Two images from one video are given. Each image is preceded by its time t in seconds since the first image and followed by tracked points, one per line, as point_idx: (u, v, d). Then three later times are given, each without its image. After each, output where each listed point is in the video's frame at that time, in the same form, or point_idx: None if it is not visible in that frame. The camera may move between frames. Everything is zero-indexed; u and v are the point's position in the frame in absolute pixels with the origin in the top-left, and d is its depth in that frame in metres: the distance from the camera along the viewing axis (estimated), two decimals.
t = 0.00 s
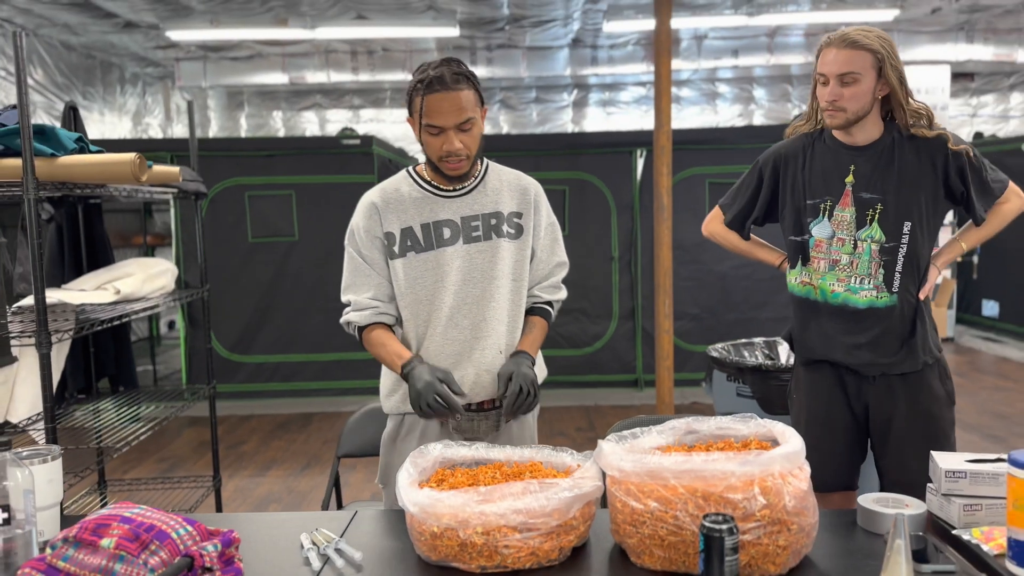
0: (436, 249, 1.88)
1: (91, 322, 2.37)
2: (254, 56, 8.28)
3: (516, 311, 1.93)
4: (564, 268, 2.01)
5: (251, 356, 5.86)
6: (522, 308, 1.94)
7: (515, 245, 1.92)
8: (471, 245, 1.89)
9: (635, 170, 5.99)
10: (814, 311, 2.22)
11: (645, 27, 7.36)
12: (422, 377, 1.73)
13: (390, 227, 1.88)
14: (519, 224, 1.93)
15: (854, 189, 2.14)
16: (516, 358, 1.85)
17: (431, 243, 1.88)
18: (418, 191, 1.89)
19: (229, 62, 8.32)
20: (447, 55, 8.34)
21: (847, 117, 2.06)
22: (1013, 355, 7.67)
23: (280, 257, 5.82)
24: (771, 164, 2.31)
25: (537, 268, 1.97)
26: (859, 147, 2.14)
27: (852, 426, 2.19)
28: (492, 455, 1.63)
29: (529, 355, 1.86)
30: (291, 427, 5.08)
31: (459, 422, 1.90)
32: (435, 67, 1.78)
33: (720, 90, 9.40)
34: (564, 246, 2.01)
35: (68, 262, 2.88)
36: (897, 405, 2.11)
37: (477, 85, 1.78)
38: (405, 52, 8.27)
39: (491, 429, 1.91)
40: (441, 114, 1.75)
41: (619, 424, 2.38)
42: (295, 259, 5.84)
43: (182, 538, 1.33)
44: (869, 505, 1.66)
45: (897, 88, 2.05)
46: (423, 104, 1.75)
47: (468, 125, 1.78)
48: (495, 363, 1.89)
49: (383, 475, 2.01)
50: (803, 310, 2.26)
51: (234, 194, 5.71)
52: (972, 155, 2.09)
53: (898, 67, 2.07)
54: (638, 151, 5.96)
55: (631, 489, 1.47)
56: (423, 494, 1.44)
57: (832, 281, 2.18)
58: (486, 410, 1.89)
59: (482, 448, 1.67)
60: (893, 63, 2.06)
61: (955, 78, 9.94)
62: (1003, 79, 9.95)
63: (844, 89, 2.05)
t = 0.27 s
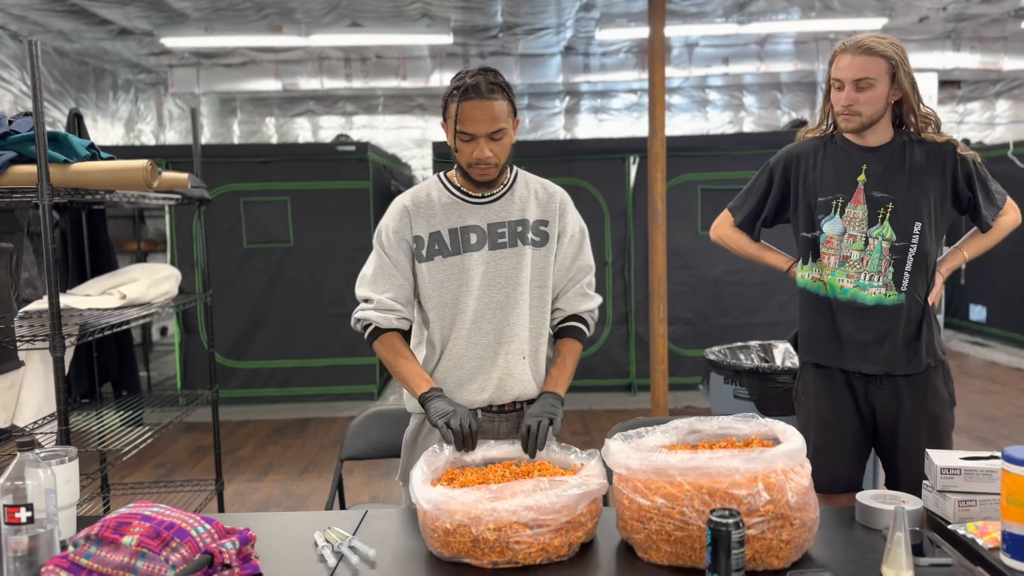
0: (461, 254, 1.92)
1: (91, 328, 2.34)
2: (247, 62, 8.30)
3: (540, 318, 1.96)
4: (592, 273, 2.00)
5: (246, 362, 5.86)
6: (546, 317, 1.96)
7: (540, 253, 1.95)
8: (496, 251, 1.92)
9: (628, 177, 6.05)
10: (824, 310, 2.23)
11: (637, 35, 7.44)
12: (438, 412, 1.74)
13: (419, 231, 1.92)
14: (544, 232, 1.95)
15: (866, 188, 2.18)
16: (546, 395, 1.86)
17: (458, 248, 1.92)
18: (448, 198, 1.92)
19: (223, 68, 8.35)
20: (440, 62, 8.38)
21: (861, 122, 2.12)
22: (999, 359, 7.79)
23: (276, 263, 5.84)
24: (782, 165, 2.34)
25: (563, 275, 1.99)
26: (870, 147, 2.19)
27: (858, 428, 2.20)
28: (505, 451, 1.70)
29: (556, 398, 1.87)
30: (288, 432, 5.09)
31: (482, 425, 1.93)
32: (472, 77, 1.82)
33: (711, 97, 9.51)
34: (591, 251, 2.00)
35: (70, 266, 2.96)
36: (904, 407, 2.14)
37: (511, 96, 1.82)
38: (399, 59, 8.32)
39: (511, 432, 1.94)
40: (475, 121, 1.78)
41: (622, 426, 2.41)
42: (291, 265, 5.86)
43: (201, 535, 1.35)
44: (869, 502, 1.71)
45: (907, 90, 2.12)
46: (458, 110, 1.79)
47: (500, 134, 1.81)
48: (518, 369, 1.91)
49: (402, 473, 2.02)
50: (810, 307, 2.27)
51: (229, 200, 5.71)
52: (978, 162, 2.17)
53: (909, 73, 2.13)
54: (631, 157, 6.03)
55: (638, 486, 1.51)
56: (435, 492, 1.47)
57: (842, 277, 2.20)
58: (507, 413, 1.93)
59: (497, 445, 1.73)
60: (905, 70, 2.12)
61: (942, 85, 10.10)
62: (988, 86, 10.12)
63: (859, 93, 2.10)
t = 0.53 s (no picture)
0: (473, 257, 1.97)
1: (91, 337, 2.34)
2: (241, 67, 8.32)
3: (549, 320, 2.00)
4: (610, 275, 2.06)
5: (241, 366, 5.88)
6: (554, 321, 2.00)
7: (550, 258, 2.00)
8: (507, 255, 1.97)
9: (621, 181, 6.12)
10: (823, 311, 2.29)
11: (629, 41, 7.52)
12: (440, 396, 1.81)
13: (432, 232, 1.97)
14: (556, 237, 2.00)
15: (862, 192, 2.25)
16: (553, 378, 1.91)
17: (470, 251, 1.96)
18: (463, 201, 1.97)
19: (216, 73, 8.37)
20: (434, 67, 8.43)
21: (870, 124, 2.17)
22: (986, 361, 7.91)
23: (271, 266, 5.86)
24: (780, 169, 2.40)
25: (575, 279, 2.04)
26: (869, 152, 2.26)
27: (855, 425, 2.26)
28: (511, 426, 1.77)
29: (566, 377, 1.92)
30: (284, 435, 5.11)
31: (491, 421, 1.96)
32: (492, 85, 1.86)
33: (701, 102, 9.60)
34: (609, 255, 2.06)
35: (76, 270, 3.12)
36: (899, 405, 2.20)
37: (528, 106, 1.87)
38: (392, 64, 8.37)
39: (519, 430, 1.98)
40: (492, 129, 1.84)
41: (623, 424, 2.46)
42: (286, 269, 5.89)
43: (219, 530, 1.38)
44: (863, 495, 1.77)
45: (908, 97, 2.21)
46: (476, 117, 1.83)
47: (516, 142, 1.87)
48: (526, 367, 1.95)
49: (413, 470, 2.06)
50: (808, 306, 2.32)
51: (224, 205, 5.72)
52: (970, 168, 2.26)
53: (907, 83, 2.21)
54: (623, 162, 6.10)
55: (641, 481, 1.56)
56: (446, 485, 1.52)
57: (839, 278, 2.26)
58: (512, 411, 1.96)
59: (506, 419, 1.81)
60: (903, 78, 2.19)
61: (928, 91, 10.25)
62: (974, 93, 10.28)
63: (869, 97, 2.16)
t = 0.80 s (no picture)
0: (472, 259, 2.01)
1: (97, 336, 2.37)
2: (234, 70, 8.35)
3: (547, 320, 2.04)
4: (603, 277, 2.10)
5: (235, 368, 5.89)
6: (552, 321, 2.04)
7: (548, 259, 2.04)
8: (506, 256, 2.02)
9: (613, 185, 6.18)
10: (814, 312, 2.34)
11: (621, 46, 7.60)
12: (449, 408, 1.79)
13: (433, 235, 2.01)
14: (554, 239, 2.04)
15: (851, 199, 2.31)
16: (552, 377, 1.94)
17: (470, 252, 2.01)
18: (463, 204, 2.02)
19: (209, 76, 8.39)
20: (426, 71, 8.48)
21: (866, 144, 2.23)
22: (972, 363, 8.01)
23: (265, 269, 5.88)
24: (770, 179, 2.45)
25: (572, 281, 2.08)
26: (858, 160, 2.32)
27: (847, 422, 2.32)
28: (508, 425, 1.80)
29: (563, 377, 1.95)
30: (277, 437, 5.12)
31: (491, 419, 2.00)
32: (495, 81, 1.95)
33: (691, 107, 9.70)
34: (603, 258, 2.10)
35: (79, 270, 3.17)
36: (889, 402, 2.26)
37: (530, 99, 1.94)
38: (385, 68, 8.41)
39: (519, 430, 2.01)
40: (496, 115, 1.89)
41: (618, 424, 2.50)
42: (280, 271, 5.90)
43: (229, 523, 1.42)
44: (853, 490, 1.82)
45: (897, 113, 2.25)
46: (481, 104, 1.90)
47: (517, 131, 1.92)
48: (525, 367, 1.99)
49: (415, 469, 2.09)
50: (800, 309, 2.37)
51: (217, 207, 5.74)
52: (952, 175, 2.33)
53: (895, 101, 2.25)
54: (615, 165, 6.16)
55: (639, 475, 1.61)
56: (449, 481, 1.56)
57: (831, 283, 2.32)
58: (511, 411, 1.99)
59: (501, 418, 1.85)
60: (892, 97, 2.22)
61: (916, 97, 10.39)
62: (960, 98, 10.42)
63: (864, 121, 2.19)
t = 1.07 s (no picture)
0: (464, 258, 2.04)
1: (94, 336, 2.38)
2: (226, 72, 8.34)
3: (538, 319, 2.07)
4: (590, 279, 2.14)
5: (227, 369, 5.89)
6: (543, 320, 2.07)
7: (538, 260, 2.08)
8: (496, 256, 2.05)
9: (604, 188, 6.22)
10: (800, 313, 2.38)
11: (613, 50, 7.65)
12: (445, 400, 1.81)
13: (424, 235, 2.04)
14: (543, 240, 2.08)
15: (837, 202, 2.36)
16: (544, 374, 1.97)
17: (461, 252, 2.04)
18: (453, 205, 2.05)
19: (201, 78, 8.38)
20: (419, 73, 8.51)
21: (853, 128, 2.28)
22: (959, 364, 8.10)
23: (257, 270, 5.89)
24: (757, 181, 2.50)
25: (561, 280, 2.11)
26: (842, 163, 2.37)
27: (833, 421, 2.37)
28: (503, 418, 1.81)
29: (554, 375, 1.97)
30: (270, 438, 5.13)
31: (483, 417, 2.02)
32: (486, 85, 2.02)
33: (682, 111, 9.78)
34: (591, 259, 2.14)
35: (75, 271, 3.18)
36: (875, 400, 2.31)
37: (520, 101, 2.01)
38: (377, 70, 8.43)
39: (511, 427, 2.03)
40: (490, 111, 1.95)
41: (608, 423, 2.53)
42: (272, 272, 5.91)
43: (229, 519, 1.44)
44: (839, 486, 1.86)
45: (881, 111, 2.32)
46: (473, 102, 1.96)
47: (509, 128, 1.97)
48: (516, 366, 2.02)
49: (408, 468, 2.12)
50: (787, 312, 2.42)
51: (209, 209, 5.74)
52: (935, 178, 2.39)
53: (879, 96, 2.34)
54: (607, 168, 6.20)
55: (632, 471, 1.64)
56: (447, 476, 1.59)
57: (818, 284, 2.36)
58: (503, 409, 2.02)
59: (495, 411, 1.86)
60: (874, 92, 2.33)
61: (904, 101, 10.50)
62: (947, 103, 10.55)
63: (850, 104, 2.27)
